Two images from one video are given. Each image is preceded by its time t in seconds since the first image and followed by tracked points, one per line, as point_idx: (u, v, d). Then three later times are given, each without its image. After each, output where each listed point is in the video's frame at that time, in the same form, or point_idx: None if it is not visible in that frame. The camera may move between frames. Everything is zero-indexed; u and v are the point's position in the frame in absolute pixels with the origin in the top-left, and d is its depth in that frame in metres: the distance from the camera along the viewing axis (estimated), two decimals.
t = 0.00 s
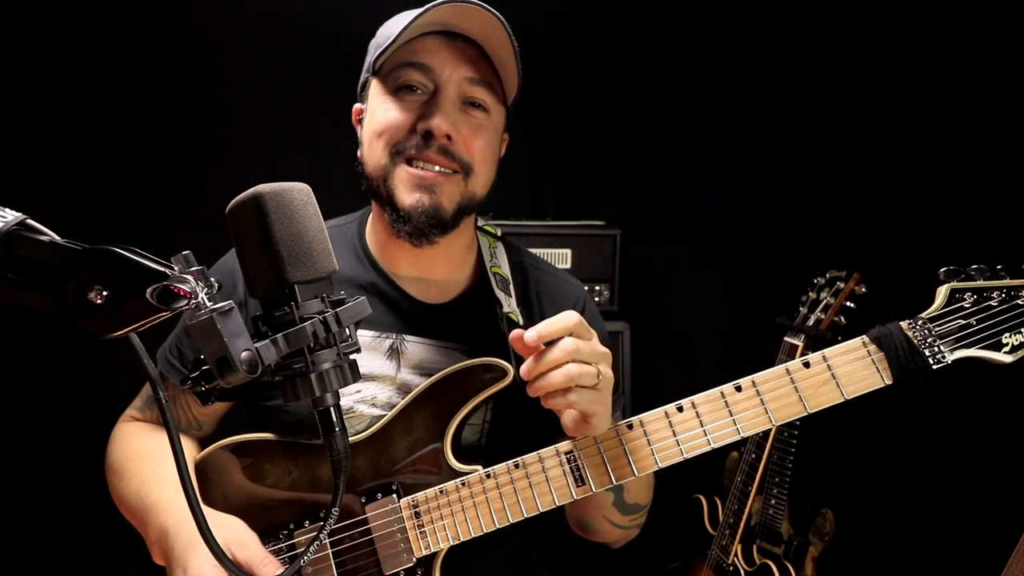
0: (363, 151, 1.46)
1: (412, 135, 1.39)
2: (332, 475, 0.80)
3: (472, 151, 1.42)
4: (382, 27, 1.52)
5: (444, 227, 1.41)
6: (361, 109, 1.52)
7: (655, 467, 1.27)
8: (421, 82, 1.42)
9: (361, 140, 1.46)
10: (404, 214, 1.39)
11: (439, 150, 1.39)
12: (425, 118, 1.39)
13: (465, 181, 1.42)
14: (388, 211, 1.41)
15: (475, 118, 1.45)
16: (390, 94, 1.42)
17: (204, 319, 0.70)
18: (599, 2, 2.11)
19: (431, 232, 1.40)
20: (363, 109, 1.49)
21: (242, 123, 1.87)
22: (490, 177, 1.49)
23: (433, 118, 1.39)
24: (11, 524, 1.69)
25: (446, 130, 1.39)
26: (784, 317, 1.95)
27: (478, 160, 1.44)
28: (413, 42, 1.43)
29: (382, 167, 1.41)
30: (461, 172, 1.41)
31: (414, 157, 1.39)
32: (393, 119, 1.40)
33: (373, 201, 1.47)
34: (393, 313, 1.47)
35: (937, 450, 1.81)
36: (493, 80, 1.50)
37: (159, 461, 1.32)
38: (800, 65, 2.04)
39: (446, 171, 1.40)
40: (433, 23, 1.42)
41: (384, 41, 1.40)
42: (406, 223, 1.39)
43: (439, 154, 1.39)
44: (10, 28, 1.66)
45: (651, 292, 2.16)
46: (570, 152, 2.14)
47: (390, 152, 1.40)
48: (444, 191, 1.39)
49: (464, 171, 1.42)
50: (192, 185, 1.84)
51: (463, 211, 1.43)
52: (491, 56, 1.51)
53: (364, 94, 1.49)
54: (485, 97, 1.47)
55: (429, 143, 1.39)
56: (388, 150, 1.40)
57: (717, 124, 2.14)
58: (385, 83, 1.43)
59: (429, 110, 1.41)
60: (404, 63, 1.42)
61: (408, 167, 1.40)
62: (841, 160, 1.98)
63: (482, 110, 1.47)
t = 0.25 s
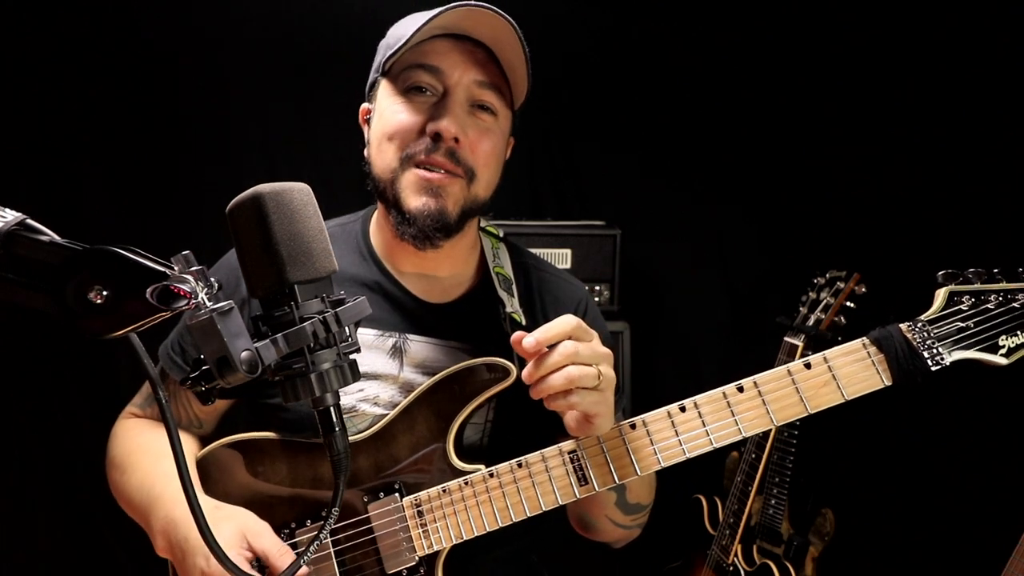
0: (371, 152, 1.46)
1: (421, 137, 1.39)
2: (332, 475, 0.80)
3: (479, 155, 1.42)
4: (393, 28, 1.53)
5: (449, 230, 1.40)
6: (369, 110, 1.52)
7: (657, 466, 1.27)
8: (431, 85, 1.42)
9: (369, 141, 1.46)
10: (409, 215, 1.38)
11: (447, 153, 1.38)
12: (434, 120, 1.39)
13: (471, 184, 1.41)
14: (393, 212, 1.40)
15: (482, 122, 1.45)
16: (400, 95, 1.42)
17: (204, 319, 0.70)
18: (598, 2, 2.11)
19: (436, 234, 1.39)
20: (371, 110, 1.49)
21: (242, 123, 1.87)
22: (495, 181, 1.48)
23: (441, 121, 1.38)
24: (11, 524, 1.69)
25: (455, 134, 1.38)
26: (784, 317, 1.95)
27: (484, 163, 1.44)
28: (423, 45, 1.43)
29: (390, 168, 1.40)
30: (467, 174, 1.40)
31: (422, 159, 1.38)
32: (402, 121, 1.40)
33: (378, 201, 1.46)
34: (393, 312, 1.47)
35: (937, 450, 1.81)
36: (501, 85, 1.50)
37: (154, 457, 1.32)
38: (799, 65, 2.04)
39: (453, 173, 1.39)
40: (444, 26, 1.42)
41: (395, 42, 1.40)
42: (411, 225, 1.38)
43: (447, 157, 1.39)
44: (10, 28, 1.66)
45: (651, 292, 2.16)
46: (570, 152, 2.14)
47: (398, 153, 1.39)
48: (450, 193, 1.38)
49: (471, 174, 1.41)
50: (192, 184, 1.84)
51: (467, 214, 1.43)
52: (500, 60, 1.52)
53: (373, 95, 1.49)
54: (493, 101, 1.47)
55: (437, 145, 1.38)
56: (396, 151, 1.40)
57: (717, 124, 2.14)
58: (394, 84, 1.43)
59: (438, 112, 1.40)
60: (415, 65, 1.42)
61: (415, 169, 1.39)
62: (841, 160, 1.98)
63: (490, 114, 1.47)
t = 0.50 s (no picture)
0: (372, 152, 1.46)
1: (421, 137, 1.39)
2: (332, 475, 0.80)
3: (478, 154, 1.42)
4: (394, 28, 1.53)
5: (448, 229, 1.40)
6: (369, 110, 1.52)
7: (656, 465, 1.28)
8: (431, 84, 1.42)
9: (370, 141, 1.46)
10: (409, 214, 1.38)
11: (447, 152, 1.38)
12: (435, 120, 1.39)
13: (471, 184, 1.41)
14: (393, 212, 1.40)
15: (483, 122, 1.45)
16: (400, 94, 1.42)
17: (204, 319, 0.70)
18: (599, 2, 2.10)
19: (435, 233, 1.39)
20: (371, 110, 1.49)
21: (243, 123, 1.87)
22: (494, 181, 1.48)
23: (442, 121, 1.38)
24: (11, 524, 1.69)
25: (455, 133, 1.38)
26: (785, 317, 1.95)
27: (483, 163, 1.44)
28: (423, 44, 1.43)
29: (390, 167, 1.40)
30: (467, 174, 1.40)
31: (422, 158, 1.38)
32: (402, 120, 1.40)
33: (378, 201, 1.47)
34: (391, 312, 1.47)
35: (936, 450, 1.81)
36: (501, 84, 1.50)
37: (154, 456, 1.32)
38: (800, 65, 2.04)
39: (453, 173, 1.39)
40: (445, 26, 1.43)
41: (396, 42, 1.40)
42: (411, 224, 1.39)
43: (447, 156, 1.38)
44: (10, 28, 1.66)
45: (652, 292, 2.16)
46: (570, 152, 2.14)
47: (398, 153, 1.39)
48: (449, 193, 1.38)
49: (471, 174, 1.41)
50: (193, 184, 1.84)
51: (467, 214, 1.43)
52: (501, 59, 1.52)
53: (373, 95, 1.49)
54: (493, 100, 1.47)
55: (438, 145, 1.38)
56: (397, 151, 1.40)
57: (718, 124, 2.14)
58: (395, 84, 1.43)
59: (438, 112, 1.40)
60: (415, 65, 1.42)
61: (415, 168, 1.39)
62: (842, 160, 1.98)
63: (490, 113, 1.47)
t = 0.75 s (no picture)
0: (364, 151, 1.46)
1: (411, 135, 1.39)
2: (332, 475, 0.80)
3: (469, 150, 1.42)
4: (383, 24, 1.51)
5: (443, 226, 1.41)
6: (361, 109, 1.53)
7: (653, 463, 1.27)
8: (419, 82, 1.41)
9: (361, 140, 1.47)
10: (403, 213, 1.39)
11: (437, 150, 1.38)
12: (424, 118, 1.38)
13: (462, 180, 1.41)
14: (387, 210, 1.41)
15: (473, 117, 1.44)
16: (388, 92, 1.42)
17: (204, 319, 0.70)
18: (599, 2, 2.10)
19: (430, 231, 1.40)
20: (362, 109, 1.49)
21: (242, 123, 1.87)
22: (487, 175, 1.48)
23: (431, 119, 1.38)
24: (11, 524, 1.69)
25: (445, 130, 1.38)
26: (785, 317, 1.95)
27: (475, 158, 1.43)
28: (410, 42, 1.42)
29: (381, 167, 1.41)
30: (457, 169, 1.40)
31: (412, 157, 1.38)
32: (391, 120, 1.40)
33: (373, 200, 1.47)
34: (390, 312, 1.47)
35: (937, 450, 1.81)
36: (491, 77, 1.48)
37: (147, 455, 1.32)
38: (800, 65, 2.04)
39: (443, 169, 1.39)
40: (431, 22, 1.41)
41: (381, 41, 1.39)
42: (405, 223, 1.40)
43: (437, 154, 1.39)
44: (10, 28, 1.66)
45: (652, 292, 2.16)
46: (570, 151, 2.14)
47: (389, 152, 1.39)
48: (440, 189, 1.39)
49: (461, 169, 1.41)
50: (192, 184, 1.84)
51: (461, 209, 1.43)
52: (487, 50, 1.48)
53: (363, 94, 1.49)
54: (483, 96, 1.46)
55: (427, 142, 1.38)
56: (387, 150, 1.40)
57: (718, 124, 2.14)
58: (383, 82, 1.43)
59: (426, 110, 1.40)
60: (402, 62, 1.41)
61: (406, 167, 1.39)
62: (842, 160, 1.98)
63: (481, 109, 1.45)
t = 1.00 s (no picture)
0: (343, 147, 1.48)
1: (377, 123, 1.39)
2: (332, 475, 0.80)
3: (437, 134, 1.40)
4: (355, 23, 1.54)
5: (418, 212, 1.40)
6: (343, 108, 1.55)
7: (652, 459, 1.26)
8: (383, 71, 1.42)
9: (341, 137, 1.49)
10: (377, 203, 1.39)
11: (404, 136, 1.38)
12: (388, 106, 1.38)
13: (433, 164, 1.39)
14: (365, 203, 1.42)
15: (440, 102, 1.42)
16: (358, 86, 1.43)
17: (203, 319, 0.70)
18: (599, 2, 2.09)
19: (404, 218, 1.39)
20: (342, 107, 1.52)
21: (242, 123, 1.87)
22: (463, 160, 1.45)
23: (394, 105, 1.38)
24: (11, 524, 1.69)
25: (408, 115, 1.37)
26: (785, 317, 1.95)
27: (447, 144, 1.41)
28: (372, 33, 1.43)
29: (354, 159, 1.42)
30: (427, 156, 1.39)
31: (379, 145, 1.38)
32: (357, 111, 1.41)
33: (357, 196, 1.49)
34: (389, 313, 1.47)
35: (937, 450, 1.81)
36: (459, 59, 1.45)
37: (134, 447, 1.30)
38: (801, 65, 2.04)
39: (415, 159, 1.39)
40: (387, 10, 1.41)
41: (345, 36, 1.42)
42: (379, 212, 1.40)
43: (404, 139, 1.38)
44: (10, 28, 1.66)
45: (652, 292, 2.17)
46: (570, 150, 2.14)
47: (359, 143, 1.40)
48: (414, 180, 1.38)
49: (433, 157, 1.40)
50: (192, 184, 1.84)
51: (439, 198, 1.42)
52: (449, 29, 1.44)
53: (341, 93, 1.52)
54: (449, 80, 1.44)
55: (393, 129, 1.37)
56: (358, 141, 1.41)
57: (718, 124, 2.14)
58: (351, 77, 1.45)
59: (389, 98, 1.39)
60: (367, 55, 1.43)
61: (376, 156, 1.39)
62: (842, 159, 1.98)
63: (448, 93, 1.43)
